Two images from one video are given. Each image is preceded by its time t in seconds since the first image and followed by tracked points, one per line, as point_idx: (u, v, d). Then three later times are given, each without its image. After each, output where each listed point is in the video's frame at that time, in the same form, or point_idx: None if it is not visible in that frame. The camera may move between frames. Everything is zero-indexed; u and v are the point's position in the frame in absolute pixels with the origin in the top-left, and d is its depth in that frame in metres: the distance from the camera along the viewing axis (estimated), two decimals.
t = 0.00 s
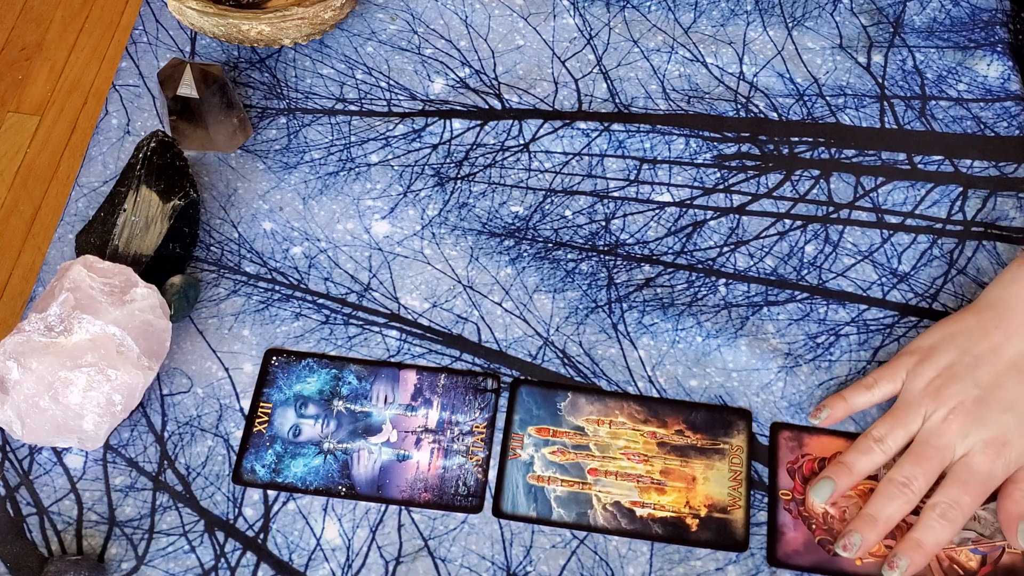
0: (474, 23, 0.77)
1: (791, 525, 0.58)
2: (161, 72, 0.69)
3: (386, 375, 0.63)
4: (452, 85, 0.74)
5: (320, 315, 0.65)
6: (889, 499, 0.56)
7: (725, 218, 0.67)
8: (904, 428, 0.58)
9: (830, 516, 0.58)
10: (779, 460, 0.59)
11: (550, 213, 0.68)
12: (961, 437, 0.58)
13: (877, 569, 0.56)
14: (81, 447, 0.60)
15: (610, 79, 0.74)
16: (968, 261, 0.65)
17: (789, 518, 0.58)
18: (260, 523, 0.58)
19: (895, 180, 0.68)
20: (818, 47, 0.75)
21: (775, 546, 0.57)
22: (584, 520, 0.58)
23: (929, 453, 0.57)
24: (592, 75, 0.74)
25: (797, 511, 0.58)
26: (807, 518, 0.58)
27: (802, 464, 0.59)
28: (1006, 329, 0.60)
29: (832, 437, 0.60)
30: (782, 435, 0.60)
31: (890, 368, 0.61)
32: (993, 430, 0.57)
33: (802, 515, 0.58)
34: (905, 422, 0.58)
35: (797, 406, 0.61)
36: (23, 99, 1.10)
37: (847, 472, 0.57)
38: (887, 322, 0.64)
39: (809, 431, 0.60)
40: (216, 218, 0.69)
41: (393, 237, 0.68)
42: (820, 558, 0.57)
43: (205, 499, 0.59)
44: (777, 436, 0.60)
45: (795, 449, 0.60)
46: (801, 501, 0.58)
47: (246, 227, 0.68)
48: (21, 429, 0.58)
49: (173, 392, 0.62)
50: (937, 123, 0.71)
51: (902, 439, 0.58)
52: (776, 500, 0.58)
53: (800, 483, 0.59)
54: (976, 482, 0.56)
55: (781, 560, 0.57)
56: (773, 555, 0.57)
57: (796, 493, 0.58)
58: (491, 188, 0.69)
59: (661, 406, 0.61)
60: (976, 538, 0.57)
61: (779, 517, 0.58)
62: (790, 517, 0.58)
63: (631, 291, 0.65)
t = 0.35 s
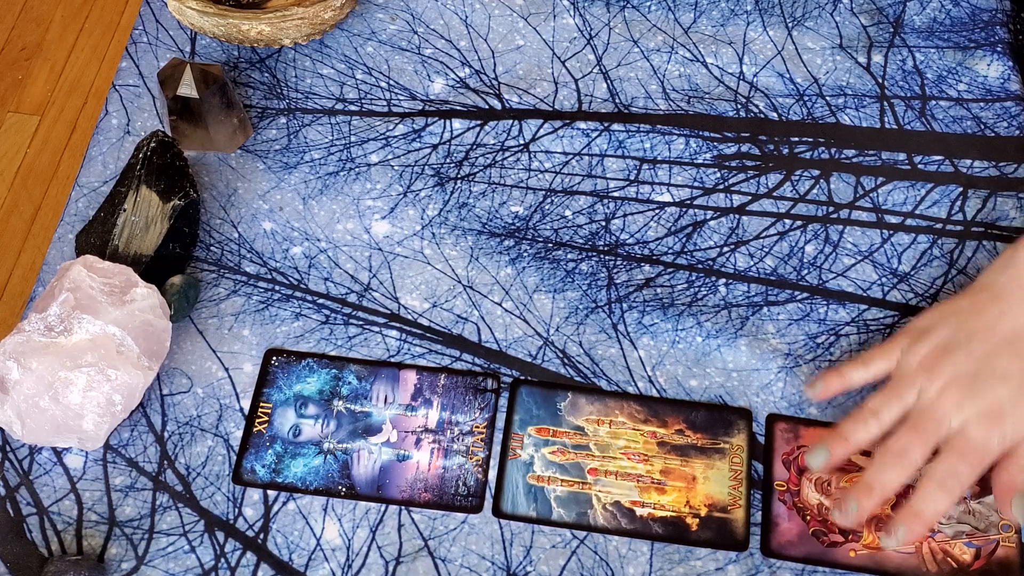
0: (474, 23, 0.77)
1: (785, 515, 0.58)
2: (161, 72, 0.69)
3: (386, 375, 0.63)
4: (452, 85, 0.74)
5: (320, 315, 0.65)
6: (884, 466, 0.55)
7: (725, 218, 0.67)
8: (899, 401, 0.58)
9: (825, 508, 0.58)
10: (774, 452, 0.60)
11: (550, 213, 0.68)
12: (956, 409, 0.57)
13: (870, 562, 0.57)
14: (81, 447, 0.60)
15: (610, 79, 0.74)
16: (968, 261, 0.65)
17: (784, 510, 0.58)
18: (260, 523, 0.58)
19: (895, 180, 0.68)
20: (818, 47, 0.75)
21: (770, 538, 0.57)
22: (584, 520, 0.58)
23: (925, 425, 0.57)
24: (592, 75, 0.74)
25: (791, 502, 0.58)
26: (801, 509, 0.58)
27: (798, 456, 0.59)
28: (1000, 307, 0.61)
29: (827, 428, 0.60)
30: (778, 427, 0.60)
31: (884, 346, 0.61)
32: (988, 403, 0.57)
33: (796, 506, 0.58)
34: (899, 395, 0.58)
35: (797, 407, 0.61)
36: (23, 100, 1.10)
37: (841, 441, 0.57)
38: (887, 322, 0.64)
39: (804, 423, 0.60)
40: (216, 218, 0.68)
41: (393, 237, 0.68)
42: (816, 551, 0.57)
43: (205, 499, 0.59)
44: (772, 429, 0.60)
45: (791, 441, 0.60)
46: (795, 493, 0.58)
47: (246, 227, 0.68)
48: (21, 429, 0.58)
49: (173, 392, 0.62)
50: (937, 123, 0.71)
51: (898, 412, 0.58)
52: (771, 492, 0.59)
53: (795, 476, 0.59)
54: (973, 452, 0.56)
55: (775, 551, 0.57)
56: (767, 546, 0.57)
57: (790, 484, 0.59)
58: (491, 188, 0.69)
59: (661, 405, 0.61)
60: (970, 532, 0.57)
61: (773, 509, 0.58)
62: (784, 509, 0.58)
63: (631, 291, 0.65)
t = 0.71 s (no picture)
0: (474, 23, 0.77)
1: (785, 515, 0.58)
2: (162, 72, 0.69)
3: (386, 375, 0.63)
4: (452, 85, 0.74)
5: (320, 315, 0.65)
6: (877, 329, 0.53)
7: (725, 218, 0.67)
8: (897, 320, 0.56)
9: (825, 508, 0.58)
10: (774, 452, 0.59)
11: (550, 213, 0.68)
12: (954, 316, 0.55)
13: (870, 562, 0.56)
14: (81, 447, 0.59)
15: (610, 79, 0.74)
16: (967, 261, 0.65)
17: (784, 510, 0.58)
18: (260, 523, 0.58)
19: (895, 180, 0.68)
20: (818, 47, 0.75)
21: (770, 538, 0.57)
22: (584, 520, 0.58)
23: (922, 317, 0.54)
24: (592, 75, 0.74)
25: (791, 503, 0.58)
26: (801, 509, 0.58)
27: (798, 456, 0.59)
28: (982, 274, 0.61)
29: (827, 428, 0.60)
30: (778, 427, 0.60)
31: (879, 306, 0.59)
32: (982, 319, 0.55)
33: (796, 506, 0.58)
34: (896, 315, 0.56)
35: (797, 407, 0.61)
36: (23, 99, 1.10)
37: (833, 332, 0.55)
38: (887, 322, 0.64)
39: (805, 423, 0.60)
40: (216, 218, 0.68)
41: (393, 237, 0.68)
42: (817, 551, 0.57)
43: (205, 499, 0.59)
44: (772, 429, 0.60)
45: (791, 441, 0.60)
46: (795, 493, 0.58)
47: (246, 227, 0.68)
48: (21, 429, 0.58)
49: (173, 392, 0.62)
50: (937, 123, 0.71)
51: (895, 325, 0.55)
52: (771, 492, 0.58)
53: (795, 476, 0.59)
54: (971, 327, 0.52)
55: (775, 551, 0.57)
56: (767, 545, 0.57)
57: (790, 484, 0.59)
58: (491, 188, 0.69)
59: (661, 406, 0.61)
60: (970, 532, 0.57)
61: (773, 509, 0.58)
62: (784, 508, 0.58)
63: (630, 291, 0.65)
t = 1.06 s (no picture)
0: (474, 23, 0.77)
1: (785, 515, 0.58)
2: (162, 72, 0.69)
3: (386, 375, 0.63)
4: (452, 84, 0.74)
5: (320, 315, 0.65)
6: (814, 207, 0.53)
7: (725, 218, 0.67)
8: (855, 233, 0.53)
9: (825, 508, 0.58)
10: (774, 452, 0.59)
11: (550, 213, 0.68)
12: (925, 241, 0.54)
13: (870, 562, 0.56)
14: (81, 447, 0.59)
15: (610, 79, 0.74)
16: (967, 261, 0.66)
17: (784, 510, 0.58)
18: (260, 523, 0.58)
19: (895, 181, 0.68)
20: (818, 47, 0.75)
21: (770, 538, 0.57)
22: (584, 520, 0.58)
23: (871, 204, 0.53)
24: (592, 75, 0.74)
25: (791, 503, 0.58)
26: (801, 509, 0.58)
27: (798, 456, 0.59)
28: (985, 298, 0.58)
29: (827, 428, 0.60)
30: (778, 427, 0.60)
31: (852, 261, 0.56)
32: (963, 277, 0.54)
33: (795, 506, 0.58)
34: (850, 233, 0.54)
35: (797, 407, 0.61)
36: (23, 100, 1.10)
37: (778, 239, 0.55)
38: (887, 322, 0.64)
39: (805, 423, 0.60)
40: (216, 218, 0.68)
41: (393, 237, 0.68)
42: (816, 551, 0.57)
43: (205, 499, 0.59)
44: (773, 429, 0.60)
45: (791, 441, 0.60)
46: (795, 493, 0.58)
47: (246, 227, 0.68)
48: (21, 429, 0.58)
49: (173, 393, 0.62)
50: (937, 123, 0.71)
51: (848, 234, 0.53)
52: (771, 492, 0.58)
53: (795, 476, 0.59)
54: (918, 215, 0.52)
55: (775, 551, 0.57)
56: (767, 546, 0.57)
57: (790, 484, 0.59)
58: (491, 188, 0.69)
59: (661, 406, 0.61)
60: (970, 532, 0.57)
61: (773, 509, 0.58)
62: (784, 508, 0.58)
63: (631, 291, 0.65)
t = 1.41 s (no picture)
0: (474, 23, 0.77)
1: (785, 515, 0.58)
2: (162, 72, 0.69)
3: (386, 375, 0.63)
4: (452, 84, 0.74)
5: (320, 315, 0.65)
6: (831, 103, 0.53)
7: (725, 218, 0.67)
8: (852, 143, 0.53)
9: (825, 508, 0.58)
10: (774, 452, 0.59)
11: (550, 213, 0.68)
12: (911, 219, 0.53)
13: (870, 562, 0.56)
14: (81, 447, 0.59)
15: (610, 79, 0.74)
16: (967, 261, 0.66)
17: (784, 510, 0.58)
18: (260, 523, 0.58)
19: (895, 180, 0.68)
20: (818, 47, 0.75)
21: (770, 538, 0.57)
22: (584, 520, 0.58)
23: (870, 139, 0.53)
24: (592, 75, 0.74)
25: (790, 503, 0.58)
26: (801, 509, 0.58)
27: (798, 456, 0.59)
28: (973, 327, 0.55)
29: (827, 428, 0.60)
30: (778, 427, 0.60)
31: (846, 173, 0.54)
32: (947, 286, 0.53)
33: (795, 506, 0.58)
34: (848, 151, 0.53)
35: (797, 407, 0.61)
36: (23, 99, 1.10)
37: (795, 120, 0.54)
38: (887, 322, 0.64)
39: (805, 423, 0.60)
40: (216, 218, 0.68)
41: (393, 237, 0.68)
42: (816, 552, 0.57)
43: (205, 499, 0.59)
44: (773, 429, 0.60)
45: (791, 441, 0.60)
46: (795, 493, 0.58)
47: (246, 227, 0.68)
48: (21, 429, 0.58)
49: (173, 393, 0.62)
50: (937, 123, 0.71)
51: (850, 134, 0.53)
52: (771, 492, 0.58)
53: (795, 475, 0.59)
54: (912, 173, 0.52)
55: (775, 551, 0.57)
56: (767, 546, 0.57)
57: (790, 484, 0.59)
58: (490, 188, 0.69)
59: (661, 406, 0.61)
60: (970, 532, 0.57)
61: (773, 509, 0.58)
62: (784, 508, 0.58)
63: (630, 291, 0.65)
